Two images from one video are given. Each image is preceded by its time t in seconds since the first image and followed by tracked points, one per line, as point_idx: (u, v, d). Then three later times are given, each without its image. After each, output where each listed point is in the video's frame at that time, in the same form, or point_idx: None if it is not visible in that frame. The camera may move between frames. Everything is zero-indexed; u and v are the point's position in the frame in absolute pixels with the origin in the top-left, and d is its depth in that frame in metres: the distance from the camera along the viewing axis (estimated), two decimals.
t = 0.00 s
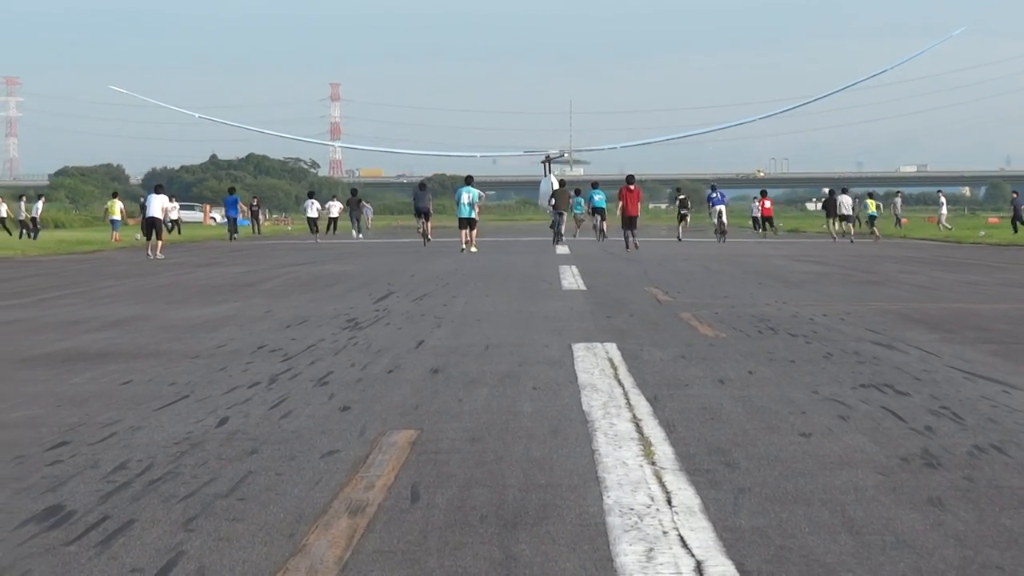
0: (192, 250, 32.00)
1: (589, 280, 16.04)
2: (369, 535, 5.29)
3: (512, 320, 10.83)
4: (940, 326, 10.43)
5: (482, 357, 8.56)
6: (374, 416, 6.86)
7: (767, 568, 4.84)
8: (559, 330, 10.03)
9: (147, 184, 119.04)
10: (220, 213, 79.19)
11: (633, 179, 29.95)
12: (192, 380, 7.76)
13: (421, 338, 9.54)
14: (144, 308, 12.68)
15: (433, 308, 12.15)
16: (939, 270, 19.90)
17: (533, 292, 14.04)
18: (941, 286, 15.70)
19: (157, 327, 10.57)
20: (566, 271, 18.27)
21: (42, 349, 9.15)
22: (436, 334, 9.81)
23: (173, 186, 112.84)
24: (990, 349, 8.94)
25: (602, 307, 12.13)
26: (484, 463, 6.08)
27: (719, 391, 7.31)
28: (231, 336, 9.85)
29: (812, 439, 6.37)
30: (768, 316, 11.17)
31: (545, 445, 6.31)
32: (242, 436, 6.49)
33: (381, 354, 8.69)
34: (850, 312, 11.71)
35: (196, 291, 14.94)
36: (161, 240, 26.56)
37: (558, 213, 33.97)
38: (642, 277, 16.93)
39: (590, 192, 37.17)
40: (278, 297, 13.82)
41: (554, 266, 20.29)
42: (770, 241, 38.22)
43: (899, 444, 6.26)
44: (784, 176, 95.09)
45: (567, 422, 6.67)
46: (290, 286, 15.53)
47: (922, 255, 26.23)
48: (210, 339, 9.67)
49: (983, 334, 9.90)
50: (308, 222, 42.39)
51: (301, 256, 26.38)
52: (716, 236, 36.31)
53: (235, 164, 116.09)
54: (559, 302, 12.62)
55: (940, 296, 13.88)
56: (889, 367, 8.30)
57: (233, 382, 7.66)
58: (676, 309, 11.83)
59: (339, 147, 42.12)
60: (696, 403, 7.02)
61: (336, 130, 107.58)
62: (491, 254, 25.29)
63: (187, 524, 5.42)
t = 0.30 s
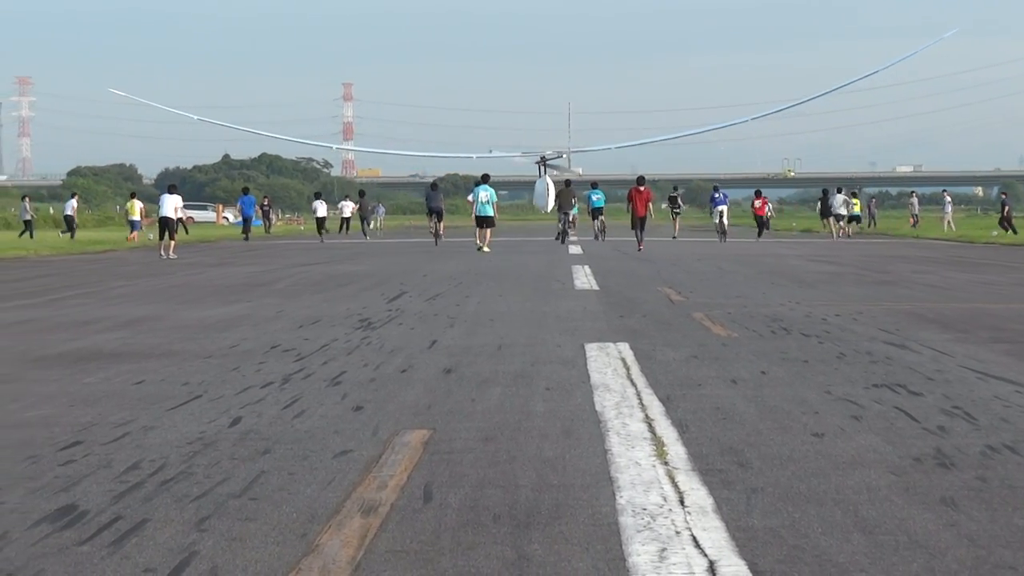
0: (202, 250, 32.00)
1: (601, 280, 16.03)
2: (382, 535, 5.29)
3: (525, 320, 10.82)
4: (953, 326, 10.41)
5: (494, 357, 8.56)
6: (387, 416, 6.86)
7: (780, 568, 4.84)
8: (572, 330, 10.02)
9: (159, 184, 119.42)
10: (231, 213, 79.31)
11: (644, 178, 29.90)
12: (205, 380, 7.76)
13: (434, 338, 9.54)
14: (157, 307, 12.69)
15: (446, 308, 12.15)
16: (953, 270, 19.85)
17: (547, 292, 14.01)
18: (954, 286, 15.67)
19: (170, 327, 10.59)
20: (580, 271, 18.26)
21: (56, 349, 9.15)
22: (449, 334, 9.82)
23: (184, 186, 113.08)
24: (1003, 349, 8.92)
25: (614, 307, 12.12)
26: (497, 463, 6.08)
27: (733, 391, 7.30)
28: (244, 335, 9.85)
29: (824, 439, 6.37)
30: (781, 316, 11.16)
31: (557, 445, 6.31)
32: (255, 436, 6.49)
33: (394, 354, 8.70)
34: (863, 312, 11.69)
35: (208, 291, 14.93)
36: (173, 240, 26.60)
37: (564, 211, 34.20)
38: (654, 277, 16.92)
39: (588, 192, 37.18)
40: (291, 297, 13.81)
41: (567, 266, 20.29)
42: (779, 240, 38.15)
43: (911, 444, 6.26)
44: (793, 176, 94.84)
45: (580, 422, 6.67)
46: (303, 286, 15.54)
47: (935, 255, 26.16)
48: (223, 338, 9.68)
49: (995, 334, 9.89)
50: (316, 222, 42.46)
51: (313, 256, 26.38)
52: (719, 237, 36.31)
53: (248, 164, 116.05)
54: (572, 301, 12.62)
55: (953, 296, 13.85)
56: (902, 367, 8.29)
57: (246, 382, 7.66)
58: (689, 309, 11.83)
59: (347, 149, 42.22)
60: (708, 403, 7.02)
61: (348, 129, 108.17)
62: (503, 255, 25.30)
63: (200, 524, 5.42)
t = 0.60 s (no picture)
0: (216, 249, 31.97)
1: (615, 280, 16.03)
2: (396, 535, 5.29)
3: (539, 320, 10.81)
4: (968, 326, 10.38)
5: (509, 356, 8.55)
6: (400, 416, 6.86)
7: (794, 568, 4.84)
8: (586, 330, 10.01)
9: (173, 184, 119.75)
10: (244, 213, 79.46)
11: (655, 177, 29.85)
12: (219, 379, 7.77)
13: (448, 338, 9.53)
14: (173, 306, 12.72)
15: (460, 307, 12.15)
16: (969, 270, 19.77)
17: (562, 292, 13.97)
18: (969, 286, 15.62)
19: (185, 326, 10.60)
20: (595, 272, 18.18)
21: (70, 348, 9.15)
22: (463, 333, 9.82)
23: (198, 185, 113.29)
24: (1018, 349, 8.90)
25: (628, 306, 12.12)
26: (511, 463, 6.08)
27: (747, 391, 7.30)
28: (258, 335, 9.86)
29: (839, 439, 6.36)
30: (796, 315, 11.14)
31: (571, 445, 6.30)
32: (269, 435, 6.49)
33: (408, 354, 8.70)
34: (878, 312, 11.67)
35: (222, 291, 14.92)
36: (186, 239, 26.67)
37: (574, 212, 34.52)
38: (667, 276, 16.91)
39: (585, 192, 37.24)
40: (306, 297, 13.79)
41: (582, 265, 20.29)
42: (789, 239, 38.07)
43: (926, 444, 6.26)
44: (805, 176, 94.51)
45: (594, 422, 6.67)
46: (317, 286, 15.56)
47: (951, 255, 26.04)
48: (238, 338, 9.69)
49: (1010, 334, 9.87)
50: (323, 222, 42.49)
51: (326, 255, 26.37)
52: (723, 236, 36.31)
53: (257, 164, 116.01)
54: (586, 301, 12.62)
55: (969, 296, 13.81)
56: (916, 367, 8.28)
57: (259, 382, 7.66)
58: (703, 309, 11.83)
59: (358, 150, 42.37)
60: (723, 403, 7.01)
61: (361, 129, 108.41)
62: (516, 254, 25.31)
63: (214, 524, 5.43)
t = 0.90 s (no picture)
0: (235, 249, 32.04)
1: (634, 280, 16.01)
2: (416, 534, 5.29)
3: (558, 320, 10.81)
4: (990, 326, 10.35)
5: (528, 356, 8.56)
6: (420, 415, 6.85)
7: (814, 568, 4.83)
8: (607, 330, 10.00)
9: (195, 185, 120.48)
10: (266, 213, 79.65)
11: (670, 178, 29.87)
12: (239, 379, 7.78)
13: (468, 338, 9.53)
14: (194, 305, 12.75)
15: (480, 306, 12.15)
16: (991, 270, 19.66)
17: (583, 292, 13.96)
18: (990, 286, 15.55)
19: (205, 325, 10.63)
20: (616, 272, 18.16)
21: (91, 348, 9.18)
22: (483, 333, 9.84)
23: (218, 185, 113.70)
24: None
25: (648, 305, 12.12)
26: (531, 462, 6.08)
27: (768, 390, 7.30)
28: (278, 335, 9.88)
29: (859, 439, 6.36)
30: (816, 316, 11.13)
31: (592, 444, 6.30)
32: (289, 434, 6.50)
33: (428, 353, 8.71)
34: (899, 312, 11.65)
35: (241, 291, 14.94)
36: (206, 239, 26.75)
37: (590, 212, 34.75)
38: (687, 276, 16.88)
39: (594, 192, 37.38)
40: (326, 296, 13.81)
41: (602, 265, 20.26)
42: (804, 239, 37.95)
43: (946, 444, 6.25)
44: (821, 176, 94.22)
45: (614, 421, 6.67)
46: (337, 285, 15.58)
47: (972, 255, 25.88)
48: (259, 337, 9.71)
49: None
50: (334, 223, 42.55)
51: (346, 255, 26.39)
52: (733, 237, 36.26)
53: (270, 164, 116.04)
54: (607, 301, 12.61)
55: (990, 296, 13.75)
56: (937, 366, 8.27)
57: (278, 381, 7.66)
58: (723, 309, 11.82)
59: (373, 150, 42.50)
60: (743, 403, 7.02)
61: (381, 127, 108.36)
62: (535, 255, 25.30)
63: (234, 523, 5.43)
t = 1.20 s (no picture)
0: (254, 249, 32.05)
1: (658, 279, 16.00)
2: (440, 533, 5.29)
3: (582, 318, 10.82)
4: (1016, 325, 10.32)
5: (552, 355, 8.56)
6: (444, 414, 6.86)
7: (839, 567, 4.83)
8: (630, 329, 9.99)
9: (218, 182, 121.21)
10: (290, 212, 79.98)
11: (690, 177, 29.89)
12: (263, 378, 7.79)
13: (492, 337, 9.53)
14: (219, 304, 12.79)
15: (504, 305, 12.17)
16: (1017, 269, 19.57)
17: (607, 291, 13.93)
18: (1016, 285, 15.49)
19: (228, 325, 10.66)
20: (639, 272, 17.87)
21: (114, 347, 9.18)
22: (507, 332, 9.85)
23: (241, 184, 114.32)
24: None
25: (672, 304, 12.12)
26: (555, 461, 6.08)
27: (793, 390, 7.31)
28: (302, 333, 9.90)
29: (883, 438, 6.37)
30: (841, 315, 11.13)
31: (616, 443, 6.31)
32: (314, 433, 6.50)
33: (452, 353, 8.72)
34: (923, 311, 11.63)
35: (264, 290, 14.92)
36: (229, 239, 26.87)
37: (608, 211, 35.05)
38: (711, 276, 16.86)
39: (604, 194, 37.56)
40: (350, 295, 13.79)
41: (626, 264, 20.24)
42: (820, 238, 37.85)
43: (971, 443, 6.25)
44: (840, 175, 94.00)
45: (639, 420, 6.68)
46: (360, 284, 15.61)
47: (996, 254, 25.73)
48: (283, 336, 9.73)
49: None
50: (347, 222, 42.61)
51: (369, 254, 26.44)
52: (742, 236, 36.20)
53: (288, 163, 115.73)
54: (630, 300, 12.62)
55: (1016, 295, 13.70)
56: (961, 365, 8.26)
57: (302, 381, 7.66)
58: (747, 308, 11.82)
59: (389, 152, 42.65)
60: (768, 401, 7.02)
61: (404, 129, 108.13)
62: (558, 254, 25.31)
63: (258, 522, 5.43)
